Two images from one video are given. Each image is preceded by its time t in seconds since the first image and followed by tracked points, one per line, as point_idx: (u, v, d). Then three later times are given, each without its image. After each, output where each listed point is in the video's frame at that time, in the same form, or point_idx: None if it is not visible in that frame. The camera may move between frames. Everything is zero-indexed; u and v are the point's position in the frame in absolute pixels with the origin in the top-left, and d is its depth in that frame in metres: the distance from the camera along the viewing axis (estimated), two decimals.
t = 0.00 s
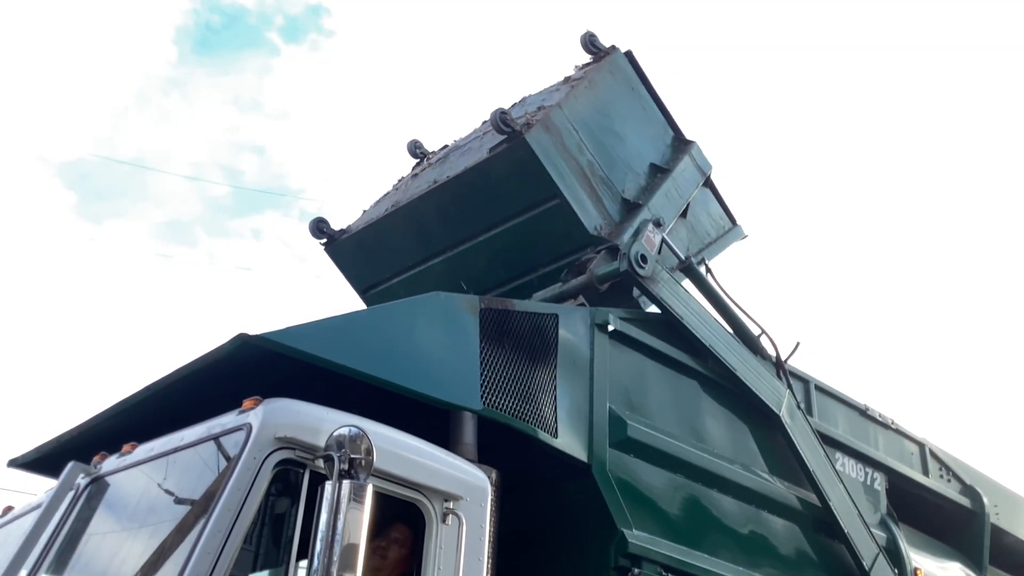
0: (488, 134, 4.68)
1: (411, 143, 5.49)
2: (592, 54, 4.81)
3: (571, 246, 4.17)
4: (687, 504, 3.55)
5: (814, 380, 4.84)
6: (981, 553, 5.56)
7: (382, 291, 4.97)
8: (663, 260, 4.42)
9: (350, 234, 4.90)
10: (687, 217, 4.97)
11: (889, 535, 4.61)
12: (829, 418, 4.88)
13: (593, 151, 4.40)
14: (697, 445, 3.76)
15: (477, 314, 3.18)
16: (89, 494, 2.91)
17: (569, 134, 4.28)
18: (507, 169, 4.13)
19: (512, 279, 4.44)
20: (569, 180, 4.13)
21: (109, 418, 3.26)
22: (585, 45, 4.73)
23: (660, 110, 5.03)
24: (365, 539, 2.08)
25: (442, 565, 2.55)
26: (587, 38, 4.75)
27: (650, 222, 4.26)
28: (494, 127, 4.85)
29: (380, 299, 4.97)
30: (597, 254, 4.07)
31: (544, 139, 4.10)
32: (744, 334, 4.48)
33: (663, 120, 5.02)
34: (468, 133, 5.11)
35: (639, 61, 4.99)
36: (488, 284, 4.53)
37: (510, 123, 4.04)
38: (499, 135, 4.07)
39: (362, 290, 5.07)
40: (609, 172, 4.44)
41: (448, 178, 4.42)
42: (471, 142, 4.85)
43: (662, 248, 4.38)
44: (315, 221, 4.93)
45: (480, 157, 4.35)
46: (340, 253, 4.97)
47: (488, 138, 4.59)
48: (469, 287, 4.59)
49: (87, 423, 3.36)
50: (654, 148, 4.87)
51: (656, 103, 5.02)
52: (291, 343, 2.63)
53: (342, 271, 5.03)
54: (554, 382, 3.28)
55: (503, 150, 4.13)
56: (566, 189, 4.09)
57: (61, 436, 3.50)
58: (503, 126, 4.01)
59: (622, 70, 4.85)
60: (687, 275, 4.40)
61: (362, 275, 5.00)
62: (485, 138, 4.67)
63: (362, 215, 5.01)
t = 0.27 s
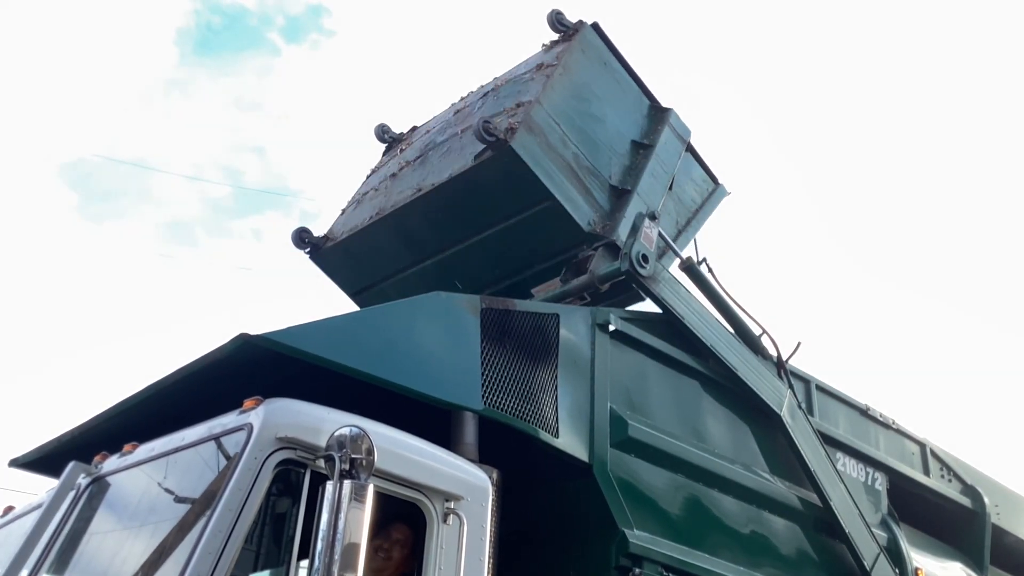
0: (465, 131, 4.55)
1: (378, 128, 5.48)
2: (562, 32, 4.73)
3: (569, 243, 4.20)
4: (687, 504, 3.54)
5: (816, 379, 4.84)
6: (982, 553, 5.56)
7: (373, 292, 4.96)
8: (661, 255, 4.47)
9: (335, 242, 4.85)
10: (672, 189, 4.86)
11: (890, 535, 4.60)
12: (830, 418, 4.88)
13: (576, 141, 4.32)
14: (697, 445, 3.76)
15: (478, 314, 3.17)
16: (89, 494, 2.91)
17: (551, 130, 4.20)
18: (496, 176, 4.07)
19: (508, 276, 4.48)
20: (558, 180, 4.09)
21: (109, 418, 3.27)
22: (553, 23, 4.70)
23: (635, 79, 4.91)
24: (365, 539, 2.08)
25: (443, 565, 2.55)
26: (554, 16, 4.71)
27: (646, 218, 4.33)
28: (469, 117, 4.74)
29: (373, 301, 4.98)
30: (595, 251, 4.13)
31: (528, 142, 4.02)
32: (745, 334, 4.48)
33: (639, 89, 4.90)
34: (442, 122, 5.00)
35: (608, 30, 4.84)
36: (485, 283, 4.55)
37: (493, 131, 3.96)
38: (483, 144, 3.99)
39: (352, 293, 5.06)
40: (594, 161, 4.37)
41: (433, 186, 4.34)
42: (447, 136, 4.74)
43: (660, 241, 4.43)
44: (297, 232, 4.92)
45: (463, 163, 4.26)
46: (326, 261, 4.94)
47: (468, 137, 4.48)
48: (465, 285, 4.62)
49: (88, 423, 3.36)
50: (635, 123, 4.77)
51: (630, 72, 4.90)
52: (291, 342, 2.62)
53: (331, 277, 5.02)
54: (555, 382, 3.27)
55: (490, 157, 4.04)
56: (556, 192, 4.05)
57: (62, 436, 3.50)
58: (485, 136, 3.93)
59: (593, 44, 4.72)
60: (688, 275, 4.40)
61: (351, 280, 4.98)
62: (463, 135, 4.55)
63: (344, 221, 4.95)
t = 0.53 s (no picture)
0: (454, 137, 4.50)
1: (359, 124, 5.48)
2: (541, 23, 4.67)
3: (572, 245, 4.23)
4: (692, 504, 3.54)
5: (820, 379, 4.83)
6: (988, 553, 5.54)
7: (372, 298, 4.97)
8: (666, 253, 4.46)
9: (332, 254, 4.85)
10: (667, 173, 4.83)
11: (895, 535, 4.60)
12: (834, 418, 4.88)
13: (569, 139, 4.31)
14: (702, 445, 3.76)
15: (483, 315, 3.18)
16: (95, 494, 2.91)
17: (545, 133, 4.17)
18: (492, 189, 4.04)
19: (510, 279, 4.49)
20: (556, 183, 4.09)
21: (114, 419, 3.27)
22: (534, 15, 4.66)
23: (616, 62, 4.87)
24: (371, 538, 2.11)
25: (448, 566, 2.55)
26: (534, 8, 4.68)
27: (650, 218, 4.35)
28: (455, 117, 4.69)
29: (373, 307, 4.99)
30: (598, 250, 4.16)
31: (524, 151, 3.99)
32: (750, 335, 4.47)
33: (622, 71, 4.87)
34: (426, 121, 4.97)
35: (586, 14, 4.78)
36: (487, 285, 4.56)
37: (487, 145, 3.95)
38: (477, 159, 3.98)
39: (351, 300, 5.07)
40: (588, 157, 4.37)
41: (427, 199, 4.31)
42: (435, 140, 4.69)
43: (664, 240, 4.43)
44: (292, 245, 4.93)
45: (456, 176, 4.22)
46: (324, 271, 4.95)
47: (458, 143, 4.44)
48: (468, 288, 4.64)
49: (93, 424, 3.36)
50: (622, 109, 4.75)
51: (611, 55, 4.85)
52: (296, 344, 2.62)
53: (330, 287, 5.02)
54: (560, 382, 3.27)
55: (485, 170, 4.01)
56: (556, 198, 4.06)
57: (67, 437, 3.50)
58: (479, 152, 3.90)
59: (574, 32, 4.67)
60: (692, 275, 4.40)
61: (350, 287, 4.99)
62: (453, 141, 4.50)
63: (339, 232, 4.93)
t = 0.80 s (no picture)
0: (463, 134, 4.51)
1: (370, 124, 5.49)
2: (552, 22, 4.68)
3: (581, 241, 4.24)
4: (701, 501, 3.53)
5: (829, 376, 4.82)
6: (998, 550, 5.52)
7: (381, 295, 4.97)
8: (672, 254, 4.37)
9: (340, 250, 4.86)
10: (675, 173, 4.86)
11: (904, 532, 4.58)
12: (843, 414, 4.87)
13: (578, 137, 4.32)
14: (710, 442, 3.75)
15: (491, 312, 3.17)
16: (105, 493, 2.92)
17: (554, 131, 4.19)
18: (500, 183, 4.04)
19: (519, 275, 4.50)
20: (565, 181, 4.10)
21: (123, 418, 3.28)
22: (544, 14, 4.66)
23: (627, 62, 4.89)
24: (378, 536, 2.09)
25: (457, 563, 2.55)
26: (544, 7, 4.68)
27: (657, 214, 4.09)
28: (465, 115, 4.70)
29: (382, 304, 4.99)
30: (606, 249, 4.16)
31: (533, 147, 4.00)
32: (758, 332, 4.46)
33: (632, 72, 4.89)
34: (437, 121, 4.97)
35: (597, 14, 4.79)
36: (496, 282, 4.57)
37: (496, 140, 3.94)
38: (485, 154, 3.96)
39: (360, 297, 5.07)
40: (597, 155, 4.39)
41: (435, 194, 4.32)
42: (445, 138, 4.70)
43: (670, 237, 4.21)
44: (302, 241, 4.94)
45: (464, 172, 4.22)
46: (332, 267, 4.95)
47: (467, 139, 4.44)
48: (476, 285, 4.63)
49: (102, 423, 3.37)
50: (632, 109, 4.77)
51: (622, 55, 4.87)
52: (306, 343, 2.63)
53: (339, 283, 5.03)
54: (568, 380, 3.27)
55: (492, 165, 4.00)
56: (564, 195, 4.07)
57: (77, 435, 3.51)
58: (488, 146, 3.90)
59: (585, 31, 4.68)
60: (701, 271, 4.39)
61: (359, 284, 4.99)
62: (461, 138, 4.51)
63: (348, 227, 4.95)
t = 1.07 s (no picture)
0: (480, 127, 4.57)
1: (394, 125, 5.49)
2: (575, 26, 4.72)
3: (589, 235, 4.19)
4: (709, 499, 3.53)
5: (838, 373, 4.81)
6: (1007, 547, 5.51)
7: (392, 289, 4.95)
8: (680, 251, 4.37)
9: (353, 239, 4.87)
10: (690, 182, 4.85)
11: (914, 529, 4.57)
12: (852, 412, 4.86)
13: (592, 134, 4.32)
14: (719, 440, 3.75)
15: (498, 311, 3.17)
16: (114, 491, 2.93)
17: (567, 124, 4.20)
18: (511, 172, 4.07)
19: (528, 270, 4.46)
20: (574, 173, 4.08)
21: (132, 417, 3.29)
22: (567, 17, 4.68)
23: (649, 71, 4.90)
24: (387, 534, 2.09)
25: (465, 561, 2.55)
26: (568, 10, 4.70)
27: (666, 210, 4.14)
28: (484, 112, 4.77)
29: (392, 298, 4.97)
30: (613, 245, 4.09)
31: (544, 136, 4.03)
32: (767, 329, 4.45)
33: (653, 81, 4.90)
34: (457, 119, 5.04)
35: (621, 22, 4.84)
36: (504, 277, 4.53)
37: (508, 126, 3.98)
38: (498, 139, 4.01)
39: (371, 290, 5.06)
40: (610, 154, 4.37)
41: (449, 182, 4.37)
42: (462, 133, 4.76)
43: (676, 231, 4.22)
44: (315, 229, 4.93)
45: (478, 160, 4.28)
46: (344, 258, 4.95)
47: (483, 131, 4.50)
48: (483, 280, 4.60)
49: (112, 422, 3.38)
50: (650, 115, 4.76)
51: (644, 64, 4.89)
52: (313, 341, 2.63)
53: (350, 274, 5.02)
54: (576, 377, 3.27)
55: (504, 152, 4.05)
56: (573, 187, 4.05)
57: (86, 434, 3.52)
58: (502, 131, 3.95)
59: (607, 37, 4.73)
60: (708, 267, 4.38)
61: (369, 276, 4.98)
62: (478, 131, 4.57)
63: (363, 218, 4.98)
